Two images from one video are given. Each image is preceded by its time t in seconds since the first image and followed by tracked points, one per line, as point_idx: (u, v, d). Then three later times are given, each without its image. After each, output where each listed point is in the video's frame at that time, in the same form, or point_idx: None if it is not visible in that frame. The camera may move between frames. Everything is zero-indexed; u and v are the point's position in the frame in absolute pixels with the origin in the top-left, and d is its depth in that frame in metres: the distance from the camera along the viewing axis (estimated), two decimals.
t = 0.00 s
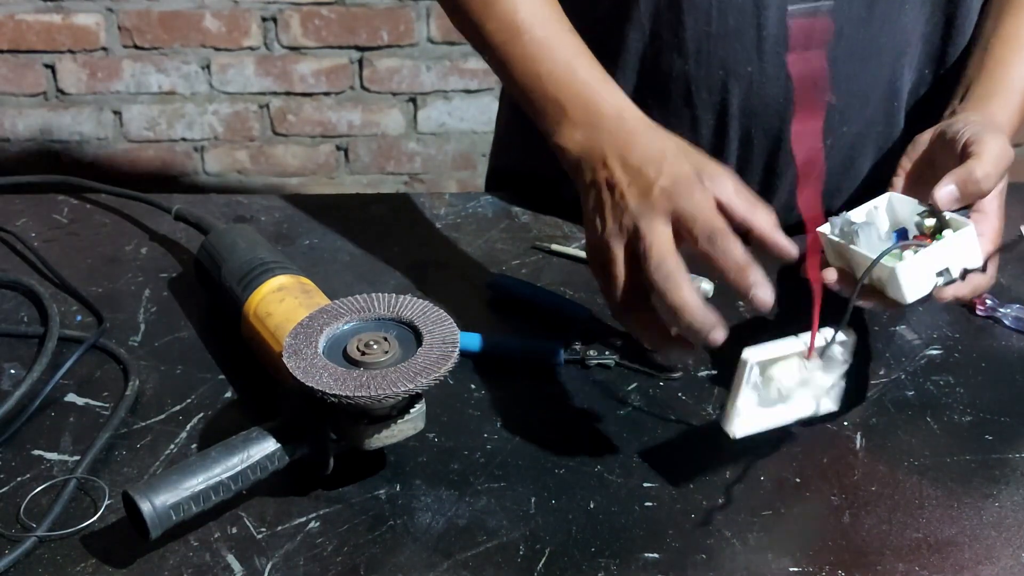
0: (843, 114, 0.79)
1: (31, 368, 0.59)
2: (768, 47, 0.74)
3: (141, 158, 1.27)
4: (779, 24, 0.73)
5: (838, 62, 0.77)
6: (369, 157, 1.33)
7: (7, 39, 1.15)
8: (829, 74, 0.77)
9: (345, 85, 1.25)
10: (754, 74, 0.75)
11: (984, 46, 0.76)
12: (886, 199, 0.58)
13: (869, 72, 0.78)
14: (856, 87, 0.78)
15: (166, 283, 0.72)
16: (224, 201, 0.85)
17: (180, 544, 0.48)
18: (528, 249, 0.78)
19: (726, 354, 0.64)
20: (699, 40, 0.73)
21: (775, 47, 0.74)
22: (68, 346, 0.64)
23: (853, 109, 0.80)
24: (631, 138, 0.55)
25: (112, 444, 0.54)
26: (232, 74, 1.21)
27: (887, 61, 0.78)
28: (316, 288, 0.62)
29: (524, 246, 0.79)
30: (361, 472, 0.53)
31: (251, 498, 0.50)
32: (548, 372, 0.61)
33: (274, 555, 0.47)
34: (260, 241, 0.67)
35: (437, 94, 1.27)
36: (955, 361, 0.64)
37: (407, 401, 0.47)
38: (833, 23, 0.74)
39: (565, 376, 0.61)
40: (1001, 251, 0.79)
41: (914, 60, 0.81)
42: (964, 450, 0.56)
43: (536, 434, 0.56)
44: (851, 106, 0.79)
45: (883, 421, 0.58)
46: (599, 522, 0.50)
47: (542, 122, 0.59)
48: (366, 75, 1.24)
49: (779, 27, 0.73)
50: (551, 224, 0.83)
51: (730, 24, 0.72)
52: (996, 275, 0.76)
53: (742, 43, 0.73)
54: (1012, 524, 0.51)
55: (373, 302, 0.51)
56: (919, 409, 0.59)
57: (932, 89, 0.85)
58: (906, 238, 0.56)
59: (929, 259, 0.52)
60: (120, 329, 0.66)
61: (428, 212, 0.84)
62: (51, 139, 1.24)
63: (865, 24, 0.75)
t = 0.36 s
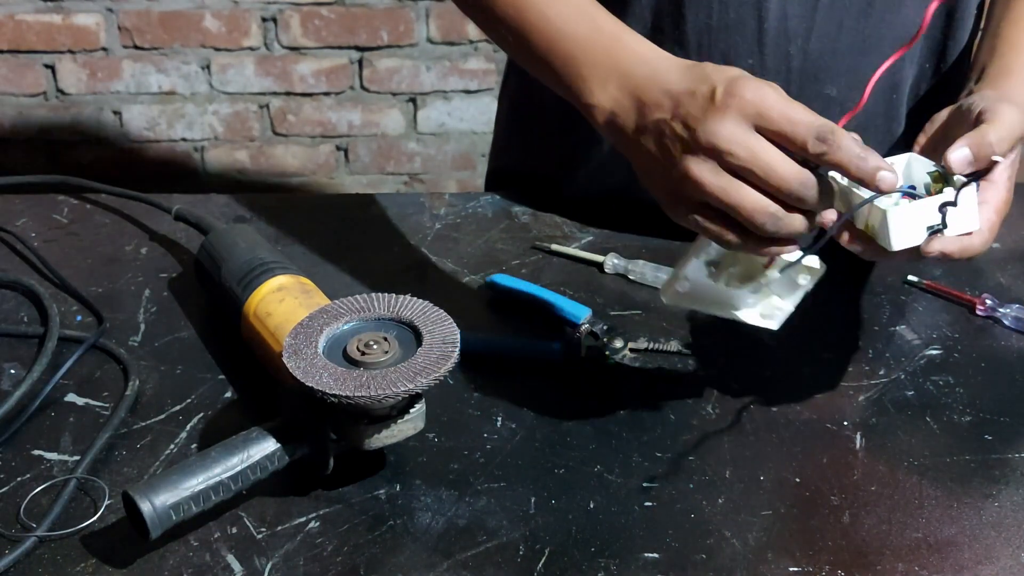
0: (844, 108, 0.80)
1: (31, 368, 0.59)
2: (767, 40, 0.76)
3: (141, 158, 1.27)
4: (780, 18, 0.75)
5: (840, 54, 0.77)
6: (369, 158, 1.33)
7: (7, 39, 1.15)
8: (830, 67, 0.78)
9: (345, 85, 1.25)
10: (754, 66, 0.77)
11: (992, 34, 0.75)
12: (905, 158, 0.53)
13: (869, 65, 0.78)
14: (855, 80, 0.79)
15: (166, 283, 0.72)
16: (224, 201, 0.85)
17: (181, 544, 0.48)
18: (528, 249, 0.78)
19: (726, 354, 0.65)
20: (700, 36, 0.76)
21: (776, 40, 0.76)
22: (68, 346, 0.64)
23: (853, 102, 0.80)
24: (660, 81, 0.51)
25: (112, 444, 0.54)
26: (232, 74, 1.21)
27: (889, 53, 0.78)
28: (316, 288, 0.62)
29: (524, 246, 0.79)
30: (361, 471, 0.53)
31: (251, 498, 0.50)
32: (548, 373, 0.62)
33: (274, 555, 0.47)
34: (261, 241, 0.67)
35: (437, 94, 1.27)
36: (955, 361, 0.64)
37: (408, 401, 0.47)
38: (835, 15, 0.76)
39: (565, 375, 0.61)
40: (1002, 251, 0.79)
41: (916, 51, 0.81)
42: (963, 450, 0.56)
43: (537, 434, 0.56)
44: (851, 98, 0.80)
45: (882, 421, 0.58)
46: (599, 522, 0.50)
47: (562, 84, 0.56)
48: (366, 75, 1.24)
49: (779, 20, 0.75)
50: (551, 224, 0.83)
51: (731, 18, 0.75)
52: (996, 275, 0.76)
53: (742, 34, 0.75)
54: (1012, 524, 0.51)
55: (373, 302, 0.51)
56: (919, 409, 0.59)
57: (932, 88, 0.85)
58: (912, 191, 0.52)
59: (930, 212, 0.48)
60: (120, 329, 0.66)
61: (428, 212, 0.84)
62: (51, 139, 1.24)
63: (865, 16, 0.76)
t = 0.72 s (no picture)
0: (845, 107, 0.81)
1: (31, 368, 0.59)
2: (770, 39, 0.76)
3: (141, 158, 1.27)
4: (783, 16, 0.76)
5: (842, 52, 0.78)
6: (369, 158, 1.33)
7: (7, 39, 1.15)
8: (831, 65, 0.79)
9: (345, 85, 1.25)
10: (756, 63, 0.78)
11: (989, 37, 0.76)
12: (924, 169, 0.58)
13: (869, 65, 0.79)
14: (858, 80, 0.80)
15: (166, 283, 0.72)
16: (223, 201, 0.85)
17: (180, 544, 0.48)
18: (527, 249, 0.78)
19: (726, 354, 0.65)
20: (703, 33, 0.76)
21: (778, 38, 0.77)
22: (68, 346, 0.64)
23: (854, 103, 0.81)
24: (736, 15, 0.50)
25: (112, 444, 0.54)
26: (232, 74, 1.21)
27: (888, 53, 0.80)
28: (316, 288, 0.62)
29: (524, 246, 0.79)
30: (361, 471, 0.53)
31: (251, 498, 0.50)
32: (548, 373, 0.62)
33: (274, 555, 0.47)
34: (261, 241, 0.67)
35: (437, 94, 1.27)
36: (955, 361, 0.64)
37: (407, 401, 0.47)
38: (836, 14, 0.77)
39: (564, 374, 0.62)
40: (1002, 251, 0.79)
41: (912, 53, 0.83)
42: (963, 450, 0.56)
43: (537, 434, 0.56)
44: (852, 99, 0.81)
45: (882, 420, 0.58)
46: (599, 522, 0.50)
47: None
48: (366, 75, 1.24)
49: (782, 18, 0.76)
50: (551, 223, 0.83)
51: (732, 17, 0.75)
52: (996, 275, 0.76)
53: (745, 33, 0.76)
54: (1012, 524, 0.51)
55: (373, 302, 0.51)
56: (919, 410, 0.59)
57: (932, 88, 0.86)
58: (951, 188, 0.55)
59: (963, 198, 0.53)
60: (120, 329, 0.66)
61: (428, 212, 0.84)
62: (51, 139, 1.24)
63: (867, 17, 0.77)
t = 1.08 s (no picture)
0: (846, 108, 0.81)
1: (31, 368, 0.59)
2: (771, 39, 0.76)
3: (141, 158, 1.28)
4: (784, 15, 0.76)
5: (844, 53, 0.78)
6: (369, 158, 1.33)
7: (7, 40, 1.15)
8: (832, 65, 0.78)
9: (345, 85, 1.25)
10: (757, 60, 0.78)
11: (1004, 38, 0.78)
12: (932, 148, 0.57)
13: (870, 66, 0.79)
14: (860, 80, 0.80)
15: (166, 283, 0.72)
16: (223, 201, 0.85)
17: (180, 544, 0.48)
18: (528, 249, 0.78)
19: (727, 353, 0.65)
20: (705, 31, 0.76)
21: (780, 38, 0.77)
22: (68, 346, 0.64)
23: (855, 105, 0.81)
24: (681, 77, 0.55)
25: (112, 444, 0.54)
26: (232, 74, 1.21)
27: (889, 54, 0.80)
28: (317, 288, 0.62)
29: (524, 246, 0.79)
30: (361, 471, 0.53)
31: (251, 498, 0.50)
32: (548, 373, 0.62)
33: (274, 555, 0.47)
34: (261, 241, 0.67)
35: (437, 94, 1.27)
36: (955, 361, 0.64)
37: (408, 401, 0.47)
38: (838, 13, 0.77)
39: (564, 374, 0.62)
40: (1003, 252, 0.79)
41: (914, 55, 0.83)
42: (963, 450, 0.56)
43: (537, 434, 0.56)
44: (852, 101, 0.81)
45: (882, 420, 0.58)
46: (599, 522, 0.50)
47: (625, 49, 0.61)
48: (366, 75, 1.24)
49: (783, 17, 0.76)
50: (551, 223, 0.83)
51: (734, 15, 0.76)
52: (997, 275, 0.76)
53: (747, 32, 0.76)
54: (1012, 524, 0.51)
55: (373, 302, 0.51)
56: (919, 410, 0.59)
57: (933, 89, 0.86)
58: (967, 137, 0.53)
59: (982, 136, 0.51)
60: (120, 329, 0.66)
61: (429, 212, 0.84)
62: (52, 139, 1.24)
63: (870, 18, 0.77)
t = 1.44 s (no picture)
0: (844, 109, 0.81)
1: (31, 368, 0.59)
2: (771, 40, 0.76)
3: (140, 157, 1.28)
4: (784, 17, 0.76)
5: (842, 55, 0.78)
6: (369, 158, 1.33)
7: (6, 40, 1.15)
8: (831, 67, 0.79)
9: (345, 85, 1.25)
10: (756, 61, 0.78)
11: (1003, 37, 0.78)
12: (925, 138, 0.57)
13: (869, 68, 0.79)
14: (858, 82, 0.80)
15: (166, 283, 0.72)
16: (224, 201, 0.85)
17: (181, 544, 0.48)
18: (527, 249, 0.78)
19: (728, 354, 0.64)
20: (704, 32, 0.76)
21: (778, 40, 0.77)
22: (68, 346, 0.64)
23: (854, 107, 0.81)
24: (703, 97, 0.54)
25: (112, 444, 0.54)
26: (232, 74, 1.21)
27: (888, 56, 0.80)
28: (316, 288, 0.62)
29: (524, 246, 0.79)
30: (361, 471, 0.53)
31: (251, 498, 0.50)
32: (548, 373, 0.62)
33: (274, 555, 0.47)
34: (260, 241, 0.67)
35: (437, 94, 1.27)
36: (955, 361, 0.64)
37: (408, 401, 0.47)
38: (837, 14, 0.77)
39: (564, 374, 0.62)
40: (1002, 252, 0.79)
41: (914, 56, 0.83)
42: (964, 450, 0.56)
43: (537, 434, 0.56)
44: (851, 102, 0.81)
45: (882, 420, 0.58)
46: (599, 522, 0.50)
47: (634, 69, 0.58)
48: (366, 75, 1.24)
49: (783, 18, 0.76)
50: (551, 224, 0.83)
51: (733, 16, 0.76)
52: (996, 275, 0.76)
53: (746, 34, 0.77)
54: (1012, 524, 0.51)
55: (373, 302, 0.51)
56: (919, 410, 0.59)
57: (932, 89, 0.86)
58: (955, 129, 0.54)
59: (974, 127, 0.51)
60: (120, 329, 0.66)
61: (428, 212, 0.84)
62: (52, 139, 1.24)
63: (868, 20, 0.77)
